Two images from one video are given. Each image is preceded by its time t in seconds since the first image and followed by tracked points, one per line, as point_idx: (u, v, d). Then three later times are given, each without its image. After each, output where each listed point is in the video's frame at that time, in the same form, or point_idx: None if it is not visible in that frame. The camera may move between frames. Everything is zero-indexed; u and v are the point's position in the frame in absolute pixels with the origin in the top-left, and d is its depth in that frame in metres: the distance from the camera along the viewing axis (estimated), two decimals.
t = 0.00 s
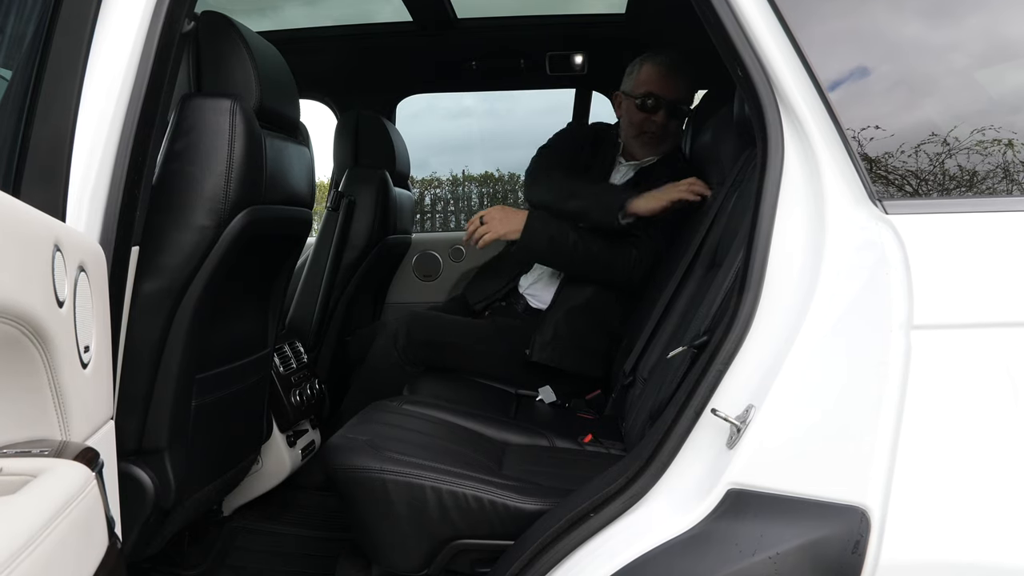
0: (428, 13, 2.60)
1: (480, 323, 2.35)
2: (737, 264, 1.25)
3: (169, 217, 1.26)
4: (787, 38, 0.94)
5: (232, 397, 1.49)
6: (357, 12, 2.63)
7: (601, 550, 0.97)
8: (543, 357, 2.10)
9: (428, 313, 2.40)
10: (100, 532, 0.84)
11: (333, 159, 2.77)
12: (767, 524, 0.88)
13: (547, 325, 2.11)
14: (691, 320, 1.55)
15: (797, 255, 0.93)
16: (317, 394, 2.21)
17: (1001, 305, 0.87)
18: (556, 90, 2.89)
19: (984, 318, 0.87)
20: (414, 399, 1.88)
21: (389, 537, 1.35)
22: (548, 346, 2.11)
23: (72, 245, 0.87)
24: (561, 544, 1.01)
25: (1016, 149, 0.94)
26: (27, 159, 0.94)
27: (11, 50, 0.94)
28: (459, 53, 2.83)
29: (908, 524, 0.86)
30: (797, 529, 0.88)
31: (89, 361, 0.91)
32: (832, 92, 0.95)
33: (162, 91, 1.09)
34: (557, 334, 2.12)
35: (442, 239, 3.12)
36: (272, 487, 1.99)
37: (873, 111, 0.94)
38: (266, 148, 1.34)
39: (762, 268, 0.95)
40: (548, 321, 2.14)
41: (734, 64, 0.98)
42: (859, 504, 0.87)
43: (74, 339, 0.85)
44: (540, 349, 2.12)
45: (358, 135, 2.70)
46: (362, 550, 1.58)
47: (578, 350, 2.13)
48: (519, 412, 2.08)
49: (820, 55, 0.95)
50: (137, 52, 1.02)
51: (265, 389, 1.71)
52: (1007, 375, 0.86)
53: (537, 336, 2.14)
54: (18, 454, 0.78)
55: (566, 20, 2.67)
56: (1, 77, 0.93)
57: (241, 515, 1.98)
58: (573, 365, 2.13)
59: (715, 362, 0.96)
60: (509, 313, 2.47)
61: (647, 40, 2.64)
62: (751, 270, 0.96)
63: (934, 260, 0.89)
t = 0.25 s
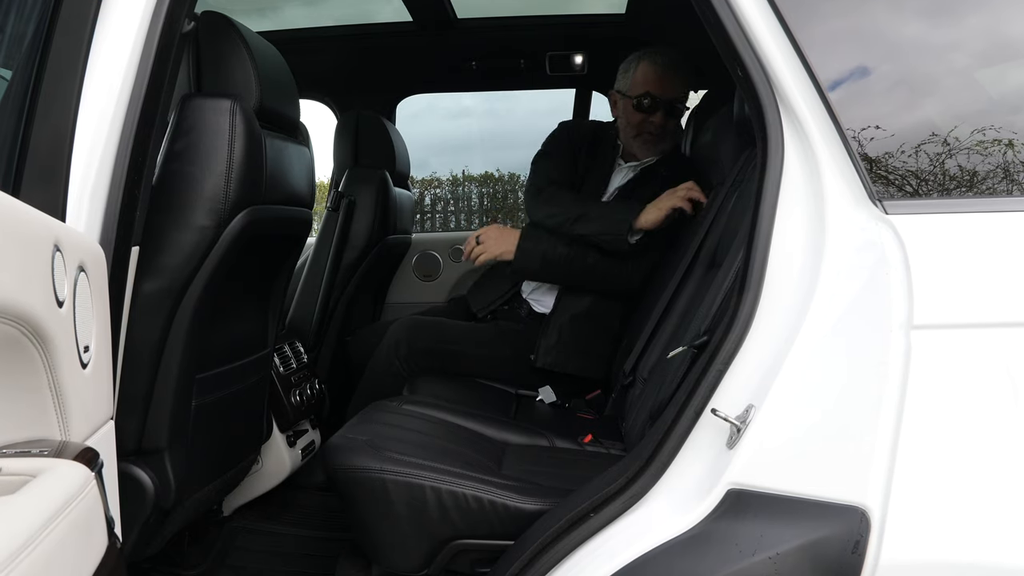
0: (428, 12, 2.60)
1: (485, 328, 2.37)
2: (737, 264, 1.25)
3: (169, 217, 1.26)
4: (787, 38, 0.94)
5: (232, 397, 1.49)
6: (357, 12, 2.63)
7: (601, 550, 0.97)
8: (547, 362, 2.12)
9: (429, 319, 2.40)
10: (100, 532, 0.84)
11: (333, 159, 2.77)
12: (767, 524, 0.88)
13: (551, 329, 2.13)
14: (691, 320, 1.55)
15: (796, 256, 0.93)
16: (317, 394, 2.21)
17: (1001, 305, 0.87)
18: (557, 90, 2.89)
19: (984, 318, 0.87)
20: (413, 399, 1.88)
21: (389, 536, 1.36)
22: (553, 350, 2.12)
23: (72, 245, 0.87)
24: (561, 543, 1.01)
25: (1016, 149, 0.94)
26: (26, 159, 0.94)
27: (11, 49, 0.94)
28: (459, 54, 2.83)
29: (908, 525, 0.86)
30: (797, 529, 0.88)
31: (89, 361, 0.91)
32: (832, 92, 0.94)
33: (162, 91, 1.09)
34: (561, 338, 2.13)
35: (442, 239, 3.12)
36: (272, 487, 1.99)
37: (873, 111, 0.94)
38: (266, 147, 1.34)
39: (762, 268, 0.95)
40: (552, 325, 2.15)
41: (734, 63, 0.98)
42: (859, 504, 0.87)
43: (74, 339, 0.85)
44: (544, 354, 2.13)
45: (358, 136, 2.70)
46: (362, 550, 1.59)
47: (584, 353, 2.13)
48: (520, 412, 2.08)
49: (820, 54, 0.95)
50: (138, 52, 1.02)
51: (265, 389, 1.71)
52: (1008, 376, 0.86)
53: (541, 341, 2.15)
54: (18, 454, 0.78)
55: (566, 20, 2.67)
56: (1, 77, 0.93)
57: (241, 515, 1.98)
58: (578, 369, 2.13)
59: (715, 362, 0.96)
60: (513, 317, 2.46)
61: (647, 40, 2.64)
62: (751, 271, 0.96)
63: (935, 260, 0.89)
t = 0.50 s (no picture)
0: (428, 13, 2.60)
1: (483, 329, 2.36)
2: (736, 264, 1.25)
3: (169, 218, 1.26)
4: (787, 38, 0.94)
5: (232, 397, 1.49)
6: (357, 12, 2.63)
7: (601, 550, 0.97)
8: (548, 362, 2.10)
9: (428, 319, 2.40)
10: (100, 532, 0.84)
11: (333, 159, 2.77)
12: (767, 524, 0.88)
13: (551, 329, 2.12)
14: (691, 320, 1.55)
15: (796, 256, 0.93)
16: (317, 394, 2.21)
17: (1000, 305, 0.87)
18: (557, 89, 2.89)
19: (985, 319, 0.87)
20: (413, 400, 1.88)
21: (389, 536, 1.36)
22: (554, 351, 2.11)
23: (72, 245, 0.87)
24: (561, 543, 1.01)
25: (1016, 149, 0.94)
26: (26, 159, 0.94)
27: (11, 49, 0.94)
28: (459, 54, 2.83)
29: (908, 525, 0.86)
30: (797, 530, 0.88)
31: (89, 361, 0.91)
32: (832, 91, 0.94)
33: (162, 91, 1.09)
34: (562, 338, 2.12)
35: (442, 239, 3.12)
36: (272, 487, 1.99)
37: (873, 111, 0.94)
38: (266, 147, 1.34)
39: (762, 268, 0.95)
40: (552, 326, 2.14)
41: (734, 64, 0.98)
42: (859, 505, 0.87)
43: (74, 339, 0.85)
44: (545, 355, 2.11)
45: (359, 136, 2.70)
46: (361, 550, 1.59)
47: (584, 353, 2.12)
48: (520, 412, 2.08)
49: (820, 54, 0.95)
50: (138, 52, 1.02)
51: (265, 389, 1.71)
52: (1008, 376, 0.86)
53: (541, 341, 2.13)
54: (18, 454, 0.78)
55: (566, 20, 2.67)
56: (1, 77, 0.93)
57: (241, 515, 1.98)
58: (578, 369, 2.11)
59: (715, 362, 0.96)
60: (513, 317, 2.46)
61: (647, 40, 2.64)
62: (751, 270, 0.96)
63: (935, 260, 0.89)
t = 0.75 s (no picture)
0: (428, 12, 2.60)
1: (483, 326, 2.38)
2: (737, 263, 1.25)
3: (169, 217, 1.26)
4: (788, 38, 0.94)
5: (232, 397, 1.49)
6: (357, 12, 2.63)
7: (601, 550, 0.97)
8: (547, 358, 2.11)
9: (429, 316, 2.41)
10: (100, 532, 0.84)
11: (333, 159, 2.77)
12: (767, 524, 0.88)
13: (550, 325, 2.12)
14: (691, 320, 1.55)
15: (796, 255, 0.93)
16: (317, 394, 2.21)
17: (1001, 305, 0.87)
18: (557, 90, 2.90)
19: (984, 319, 0.87)
20: (414, 399, 1.88)
21: (389, 537, 1.36)
22: (553, 347, 2.11)
23: (72, 245, 0.87)
24: (561, 543, 1.01)
25: (1016, 149, 0.94)
26: (26, 159, 0.94)
27: (11, 50, 0.94)
28: (459, 53, 2.83)
29: (908, 525, 0.86)
30: (797, 531, 0.87)
31: (89, 361, 0.91)
32: (832, 91, 0.95)
33: (162, 91, 1.09)
34: (561, 335, 2.12)
35: (442, 239, 3.12)
36: (272, 487, 1.99)
37: (874, 111, 0.94)
38: (266, 147, 1.34)
39: (762, 268, 0.95)
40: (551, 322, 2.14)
41: (734, 64, 0.98)
42: (858, 505, 0.87)
43: (74, 339, 0.85)
44: (544, 350, 2.12)
45: (359, 136, 2.70)
46: (361, 550, 1.59)
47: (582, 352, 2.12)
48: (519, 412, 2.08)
49: (820, 54, 0.95)
50: (138, 52, 1.02)
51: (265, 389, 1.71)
52: (1008, 376, 0.86)
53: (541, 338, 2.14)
54: (18, 454, 0.78)
55: (566, 20, 2.67)
56: (1, 77, 0.93)
57: (241, 515, 1.98)
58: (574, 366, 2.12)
59: (715, 362, 0.96)
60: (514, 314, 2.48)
61: (647, 40, 2.64)
62: (751, 270, 0.96)
63: (935, 261, 0.89)
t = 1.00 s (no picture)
0: (428, 13, 2.61)
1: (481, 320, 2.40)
2: (737, 263, 1.25)
3: (169, 217, 1.26)
4: (788, 38, 0.94)
5: (231, 397, 1.49)
6: (357, 12, 2.63)
7: (601, 550, 0.97)
8: (548, 362, 2.07)
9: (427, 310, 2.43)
10: (100, 532, 0.84)
11: (333, 159, 2.77)
12: (767, 524, 0.88)
13: (552, 328, 2.07)
14: (690, 320, 1.55)
15: (796, 255, 0.94)
16: (317, 394, 2.21)
17: (1000, 305, 0.87)
18: (557, 90, 2.91)
19: (984, 319, 0.87)
20: (413, 399, 1.88)
21: (389, 537, 1.36)
22: (555, 351, 2.06)
23: (72, 245, 0.87)
24: (561, 543, 1.01)
25: (1016, 149, 0.94)
26: (27, 160, 0.94)
27: (10, 50, 0.94)
28: (459, 54, 2.83)
29: (908, 524, 0.86)
30: (797, 531, 0.87)
31: (89, 361, 0.91)
32: (832, 91, 0.95)
33: (162, 92, 1.09)
34: (562, 337, 2.07)
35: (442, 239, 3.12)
36: (272, 487, 1.99)
37: (875, 111, 0.94)
38: (265, 146, 1.34)
39: (762, 268, 0.95)
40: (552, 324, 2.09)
41: (734, 64, 0.98)
42: (858, 504, 0.87)
43: (74, 338, 0.86)
44: (545, 354, 2.08)
45: (359, 136, 2.70)
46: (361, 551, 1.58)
47: (583, 354, 2.09)
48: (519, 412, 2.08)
49: (820, 54, 0.95)
50: (137, 53, 1.02)
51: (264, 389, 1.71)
52: (1007, 376, 0.86)
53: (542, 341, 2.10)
54: (18, 454, 0.77)
55: (567, 20, 2.67)
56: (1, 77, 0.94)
57: (241, 515, 1.98)
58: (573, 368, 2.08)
59: (715, 362, 0.96)
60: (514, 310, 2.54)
61: (647, 40, 2.64)
62: (751, 270, 0.96)
63: (935, 260, 0.89)
